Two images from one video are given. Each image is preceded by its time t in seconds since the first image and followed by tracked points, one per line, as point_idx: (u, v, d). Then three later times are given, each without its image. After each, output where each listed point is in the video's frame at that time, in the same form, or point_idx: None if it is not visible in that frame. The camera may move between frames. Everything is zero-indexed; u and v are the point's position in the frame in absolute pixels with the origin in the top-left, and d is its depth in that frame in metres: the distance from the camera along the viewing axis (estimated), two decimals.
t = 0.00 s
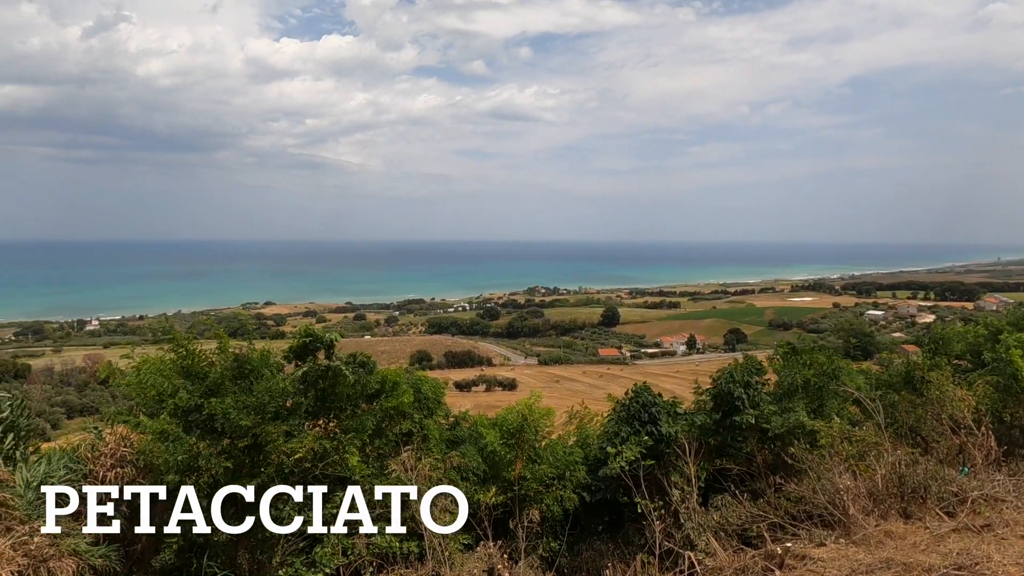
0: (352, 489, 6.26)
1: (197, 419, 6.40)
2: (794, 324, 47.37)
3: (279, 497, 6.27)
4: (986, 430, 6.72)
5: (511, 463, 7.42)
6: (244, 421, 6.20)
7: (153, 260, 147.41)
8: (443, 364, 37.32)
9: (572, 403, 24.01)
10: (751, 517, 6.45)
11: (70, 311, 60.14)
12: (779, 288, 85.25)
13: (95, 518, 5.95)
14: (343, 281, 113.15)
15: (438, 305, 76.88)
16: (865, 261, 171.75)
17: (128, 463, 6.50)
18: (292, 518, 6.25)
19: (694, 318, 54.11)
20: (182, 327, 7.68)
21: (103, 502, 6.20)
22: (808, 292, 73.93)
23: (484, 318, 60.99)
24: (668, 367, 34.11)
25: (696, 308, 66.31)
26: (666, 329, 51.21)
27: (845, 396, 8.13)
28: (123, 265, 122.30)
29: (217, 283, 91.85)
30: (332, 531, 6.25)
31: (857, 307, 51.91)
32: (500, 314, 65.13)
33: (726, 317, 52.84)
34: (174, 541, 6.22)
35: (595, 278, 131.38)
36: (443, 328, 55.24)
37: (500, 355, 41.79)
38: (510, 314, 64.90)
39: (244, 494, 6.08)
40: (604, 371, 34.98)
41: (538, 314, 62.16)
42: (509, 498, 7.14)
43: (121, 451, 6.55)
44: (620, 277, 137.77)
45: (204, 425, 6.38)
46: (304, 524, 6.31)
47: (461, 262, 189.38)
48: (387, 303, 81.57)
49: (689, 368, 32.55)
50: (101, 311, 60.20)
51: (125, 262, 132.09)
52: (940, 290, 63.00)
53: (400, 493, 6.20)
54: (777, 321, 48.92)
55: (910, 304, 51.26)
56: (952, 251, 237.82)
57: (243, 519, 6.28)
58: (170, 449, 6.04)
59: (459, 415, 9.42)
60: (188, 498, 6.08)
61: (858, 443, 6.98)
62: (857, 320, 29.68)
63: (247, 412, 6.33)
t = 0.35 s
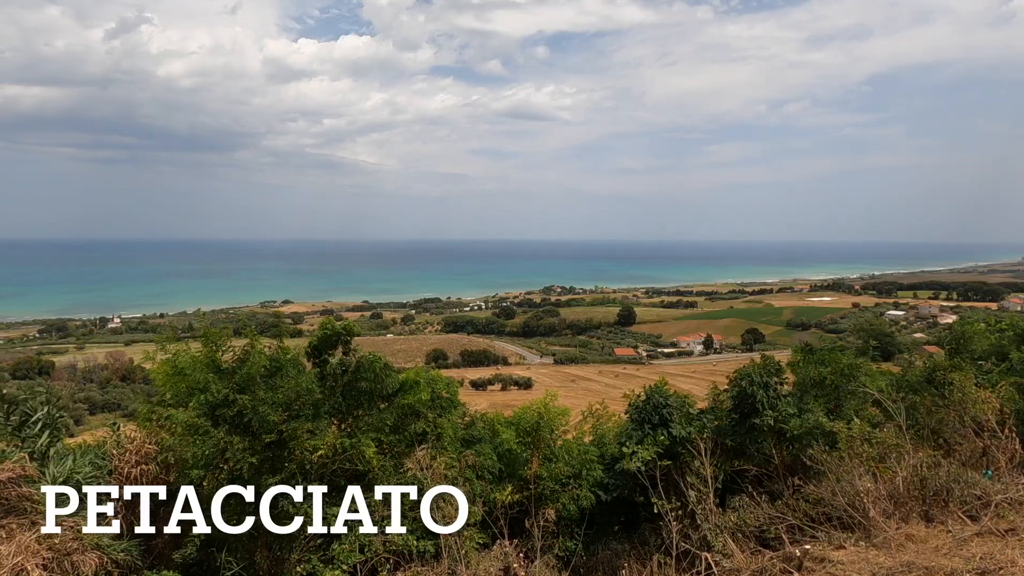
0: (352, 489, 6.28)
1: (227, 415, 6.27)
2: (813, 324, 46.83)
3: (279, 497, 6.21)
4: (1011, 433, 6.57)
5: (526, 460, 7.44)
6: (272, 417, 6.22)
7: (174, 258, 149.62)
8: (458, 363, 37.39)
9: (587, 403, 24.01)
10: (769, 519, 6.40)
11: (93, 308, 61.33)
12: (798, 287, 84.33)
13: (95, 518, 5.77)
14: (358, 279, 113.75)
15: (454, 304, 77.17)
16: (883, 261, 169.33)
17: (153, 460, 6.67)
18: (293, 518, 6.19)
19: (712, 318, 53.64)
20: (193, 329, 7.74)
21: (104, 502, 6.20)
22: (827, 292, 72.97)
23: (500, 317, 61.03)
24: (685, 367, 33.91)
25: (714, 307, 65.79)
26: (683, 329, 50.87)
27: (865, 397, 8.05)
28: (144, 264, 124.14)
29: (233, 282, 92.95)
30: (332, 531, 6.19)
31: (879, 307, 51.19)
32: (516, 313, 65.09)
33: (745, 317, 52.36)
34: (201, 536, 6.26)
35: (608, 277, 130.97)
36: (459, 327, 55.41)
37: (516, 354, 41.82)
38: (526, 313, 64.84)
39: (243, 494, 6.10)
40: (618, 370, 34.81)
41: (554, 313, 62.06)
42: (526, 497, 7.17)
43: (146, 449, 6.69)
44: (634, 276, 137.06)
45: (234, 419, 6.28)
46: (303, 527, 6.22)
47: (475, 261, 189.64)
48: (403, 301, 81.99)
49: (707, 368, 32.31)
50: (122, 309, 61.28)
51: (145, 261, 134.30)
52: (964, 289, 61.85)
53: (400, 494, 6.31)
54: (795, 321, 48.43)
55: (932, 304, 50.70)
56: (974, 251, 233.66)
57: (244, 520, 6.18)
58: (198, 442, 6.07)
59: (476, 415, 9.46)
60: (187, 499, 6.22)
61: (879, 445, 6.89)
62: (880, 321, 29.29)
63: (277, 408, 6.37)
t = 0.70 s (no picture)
0: (351, 489, 6.32)
1: (255, 408, 6.41)
2: (831, 324, 46.42)
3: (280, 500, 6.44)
4: None
5: (541, 458, 7.47)
6: (297, 411, 6.25)
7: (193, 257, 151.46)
8: (474, 362, 37.46)
9: (603, 403, 23.98)
10: (786, 521, 6.34)
11: (115, 306, 62.53)
12: (815, 287, 83.63)
13: (96, 518, 5.56)
14: (371, 278, 114.31)
15: (469, 302, 77.39)
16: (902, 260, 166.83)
17: (173, 457, 6.84)
18: (294, 518, 6.25)
19: (728, 317, 53.38)
20: (211, 327, 7.78)
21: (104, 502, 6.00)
22: (845, 292, 72.25)
23: (515, 316, 61.10)
24: (700, 367, 33.80)
25: (730, 307, 65.43)
26: (698, 329, 50.62)
27: (883, 398, 7.96)
28: (163, 262, 125.90)
29: (249, 280, 93.94)
30: (332, 530, 6.19)
31: (898, 307, 50.68)
32: (531, 312, 65.09)
33: (761, 317, 52.01)
34: (209, 534, 6.42)
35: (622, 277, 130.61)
36: (474, 326, 55.56)
37: (530, 353, 41.83)
38: (541, 312, 64.83)
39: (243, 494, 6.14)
40: (633, 370, 34.69)
41: (569, 312, 61.97)
42: (540, 496, 7.19)
43: (167, 446, 6.88)
44: (647, 275, 136.47)
45: (261, 412, 6.37)
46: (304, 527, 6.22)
47: (488, 260, 189.87)
48: (418, 300, 82.38)
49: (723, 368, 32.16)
50: (143, 307, 62.39)
51: (165, 260, 136.50)
52: (987, 289, 60.92)
53: (399, 493, 6.41)
54: (813, 321, 48.06)
55: (953, 304, 50.10)
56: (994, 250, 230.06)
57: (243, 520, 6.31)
58: (227, 434, 6.14)
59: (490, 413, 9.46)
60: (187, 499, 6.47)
61: (898, 446, 6.80)
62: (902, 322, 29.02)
63: (304, 403, 6.44)
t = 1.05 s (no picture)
0: (351, 489, 6.32)
1: (278, 402, 6.55)
2: (849, 323, 45.99)
3: (279, 496, 6.50)
4: None
5: (556, 457, 7.51)
6: (318, 403, 6.49)
7: (210, 255, 153.15)
8: (488, 360, 37.47)
9: (619, 402, 23.97)
10: (802, 522, 6.29)
11: (135, 303, 63.55)
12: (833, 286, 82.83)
13: (96, 518, 5.50)
14: (385, 276, 114.83)
15: (483, 301, 77.54)
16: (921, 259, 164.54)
17: (189, 451, 6.88)
18: (293, 518, 6.36)
19: (744, 317, 53.10)
20: (229, 324, 7.87)
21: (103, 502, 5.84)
22: (864, 291, 71.48)
23: (530, 314, 61.13)
24: (716, 366, 33.63)
25: (746, 306, 64.97)
26: (714, 328, 50.35)
27: (901, 398, 7.89)
28: (181, 261, 127.61)
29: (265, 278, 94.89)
30: (332, 530, 6.20)
31: (917, 306, 50.06)
32: (546, 311, 65.05)
33: (778, 317, 51.59)
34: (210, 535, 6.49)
35: (634, 275, 130.19)
36: (488, 324, 55.66)
37: (545, 352, 41.81)
38: (555, 311, 64.80)
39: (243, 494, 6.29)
40: (648, 369, 34.59)
41: (584, 311, 61.86)
42: (554, 495, 7.20)
43: (182, 441, 6.89)
44: (660, 273, 135.86)
45: (283, 406, 6.56)
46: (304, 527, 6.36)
47: (501, 258, 189.96)
48: (432, 298, 82.75)
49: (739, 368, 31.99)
50: (162, 304, 63.31)
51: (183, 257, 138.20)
52: (1010, 288, 59.93)
53: (399, 494, 6.41)
54: (831, 321, 47.64)
55: (975, 304, 49.36)
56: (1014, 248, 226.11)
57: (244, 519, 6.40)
58: (253, 423, 6.19)
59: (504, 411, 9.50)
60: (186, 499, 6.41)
61: (917, 448, 6.72)
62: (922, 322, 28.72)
63: (324, 395, 6.64)
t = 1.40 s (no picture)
0: (352, 489, 6.25)
1: (293, 394, 6.56)
2: (869, 322, 45.46)
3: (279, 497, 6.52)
4: None
5: (571, 455, 7.49)
6: (332, 392, 6.42)
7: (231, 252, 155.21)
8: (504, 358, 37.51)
9: (634, 401, 23.95)
10: (821, 523, 6.23)
11: (156, 300, 64.55)
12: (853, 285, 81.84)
13: (95, 518, 5.39)
14: (400, 273, 115.33)
15: (499, 299, 77.71)
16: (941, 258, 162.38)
17: (205, 445, 6.86)
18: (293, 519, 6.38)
19: (762, 316, 52.73)
20: (247, 321, 8.02)
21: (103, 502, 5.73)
22: (884, 290, 70.58)
23: (546, 312, 61.12)
24: (733, 365, 33.43)
25: (764, 305, 64.45)
26: (731, 327, 50.02)
27: (923, 398, 7.78)
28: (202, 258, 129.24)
29: (282, 275, 95.91)
30: (332, 530, 6.18)
31: (940, 306, 49.32)
32: (562, 309, 64.97)
33: (796, 316, 51.09)
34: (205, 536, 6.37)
35: (648, 274, 129.54)
36: (504, 322, 55.77)
37: (560, 350, 41.79)
38: (571, 309, 64.75)
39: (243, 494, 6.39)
40: (664, 368, 34.49)
41: (600, 310, 61.74)
42: (570, 493, 7.22)
43: (200, 433, 6.91)
44: (675, 272, 135.14)
45: (299, 397, 6.54)
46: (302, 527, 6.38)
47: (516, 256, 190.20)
48: (448, 296, 83.05)
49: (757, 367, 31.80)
50: (182, 301, 64.14)
51: (202, 255, 140.17)
52: None
53: (399, 494, 6.31)
54: (851, 320, 47.13)
55: (1001, 304, 48.46)
56: None
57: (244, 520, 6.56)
58: (270, 412, 6.24)
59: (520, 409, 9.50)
60: (188, 498, 6.37)
61: (940, 449, 6.63)
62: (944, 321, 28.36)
63: (340, 385, 6.65)
